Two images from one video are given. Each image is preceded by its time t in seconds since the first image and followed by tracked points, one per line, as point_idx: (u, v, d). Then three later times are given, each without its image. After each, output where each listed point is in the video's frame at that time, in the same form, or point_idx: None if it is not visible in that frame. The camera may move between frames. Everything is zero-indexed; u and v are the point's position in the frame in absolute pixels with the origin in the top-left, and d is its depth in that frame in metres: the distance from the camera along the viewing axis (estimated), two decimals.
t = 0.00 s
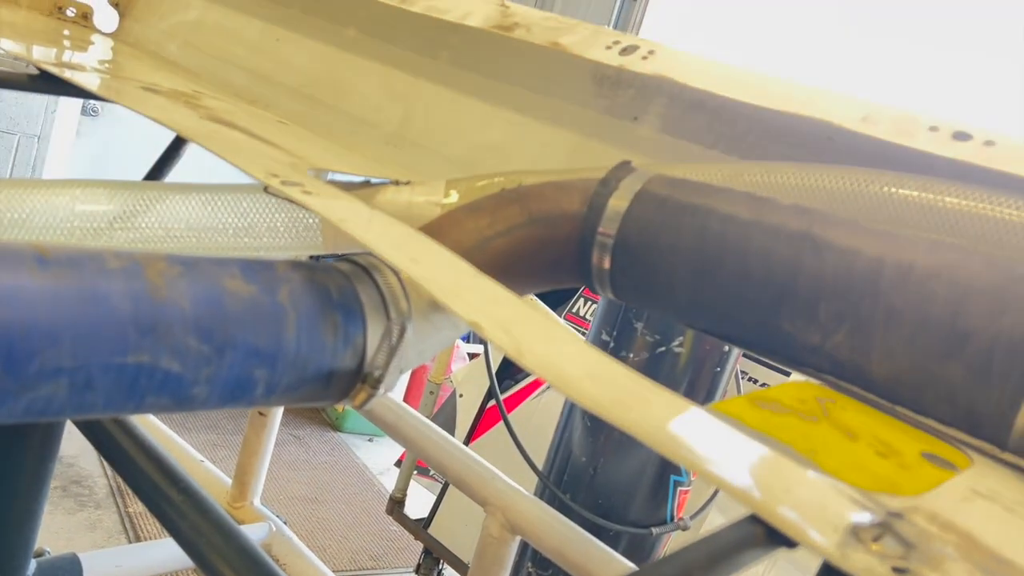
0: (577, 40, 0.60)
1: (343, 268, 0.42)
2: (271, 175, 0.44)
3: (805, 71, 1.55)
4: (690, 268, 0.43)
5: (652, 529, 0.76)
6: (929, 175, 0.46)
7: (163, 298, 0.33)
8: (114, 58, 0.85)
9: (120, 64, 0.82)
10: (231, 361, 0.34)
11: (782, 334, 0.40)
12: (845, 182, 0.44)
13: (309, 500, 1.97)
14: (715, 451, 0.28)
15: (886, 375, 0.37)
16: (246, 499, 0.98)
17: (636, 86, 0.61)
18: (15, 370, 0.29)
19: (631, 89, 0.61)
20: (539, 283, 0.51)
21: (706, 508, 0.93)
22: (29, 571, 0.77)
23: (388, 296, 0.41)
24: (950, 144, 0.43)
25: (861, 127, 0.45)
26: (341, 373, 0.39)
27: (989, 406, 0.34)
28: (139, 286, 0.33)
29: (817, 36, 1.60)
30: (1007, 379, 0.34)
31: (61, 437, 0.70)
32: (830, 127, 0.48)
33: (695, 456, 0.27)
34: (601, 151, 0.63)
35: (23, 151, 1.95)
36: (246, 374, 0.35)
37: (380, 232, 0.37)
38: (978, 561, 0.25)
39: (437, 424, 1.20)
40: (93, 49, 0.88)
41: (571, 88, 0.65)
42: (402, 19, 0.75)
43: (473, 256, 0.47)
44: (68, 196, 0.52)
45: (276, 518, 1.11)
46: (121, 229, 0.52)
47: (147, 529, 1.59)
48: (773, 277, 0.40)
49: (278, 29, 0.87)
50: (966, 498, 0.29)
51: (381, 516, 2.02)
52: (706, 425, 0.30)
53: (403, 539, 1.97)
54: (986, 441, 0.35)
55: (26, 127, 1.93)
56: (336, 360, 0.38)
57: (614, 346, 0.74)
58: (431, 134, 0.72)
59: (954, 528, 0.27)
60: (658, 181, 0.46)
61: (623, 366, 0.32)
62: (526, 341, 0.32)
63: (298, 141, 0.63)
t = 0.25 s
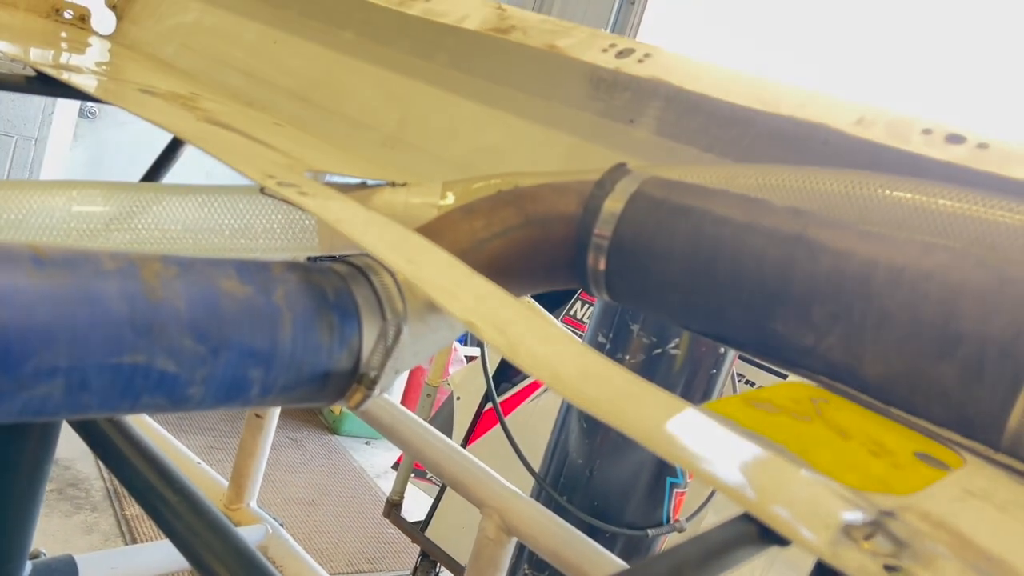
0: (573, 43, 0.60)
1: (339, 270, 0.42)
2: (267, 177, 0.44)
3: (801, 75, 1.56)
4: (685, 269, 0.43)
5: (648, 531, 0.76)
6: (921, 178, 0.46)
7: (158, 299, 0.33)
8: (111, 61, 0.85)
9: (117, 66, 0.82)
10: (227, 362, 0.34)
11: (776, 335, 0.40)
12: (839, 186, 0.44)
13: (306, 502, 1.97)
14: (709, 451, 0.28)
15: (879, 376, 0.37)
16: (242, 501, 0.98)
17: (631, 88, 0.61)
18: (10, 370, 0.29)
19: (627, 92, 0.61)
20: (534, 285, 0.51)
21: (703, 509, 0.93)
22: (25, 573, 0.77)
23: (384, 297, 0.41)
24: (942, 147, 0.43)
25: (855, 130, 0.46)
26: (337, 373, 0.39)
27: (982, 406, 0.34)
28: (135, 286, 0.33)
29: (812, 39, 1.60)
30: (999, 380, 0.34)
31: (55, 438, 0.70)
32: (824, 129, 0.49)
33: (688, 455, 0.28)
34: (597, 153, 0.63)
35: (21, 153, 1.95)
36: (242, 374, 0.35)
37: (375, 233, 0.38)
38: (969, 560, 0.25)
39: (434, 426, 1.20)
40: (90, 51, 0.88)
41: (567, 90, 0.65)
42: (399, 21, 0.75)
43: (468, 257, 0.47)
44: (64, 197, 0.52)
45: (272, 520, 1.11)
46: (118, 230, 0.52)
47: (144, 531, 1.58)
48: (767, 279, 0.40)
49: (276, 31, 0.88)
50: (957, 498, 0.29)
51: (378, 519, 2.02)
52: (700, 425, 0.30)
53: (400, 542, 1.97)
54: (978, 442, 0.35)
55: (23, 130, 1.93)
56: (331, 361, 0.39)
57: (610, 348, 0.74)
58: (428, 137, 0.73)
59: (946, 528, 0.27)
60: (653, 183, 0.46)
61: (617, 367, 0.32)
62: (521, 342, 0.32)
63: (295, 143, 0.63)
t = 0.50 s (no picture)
0: (570, 47, 0.60)
1: (336, 273, 0.42)
2: (264, 181, 0.44)
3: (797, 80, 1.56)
4: (682, 273, 0.43)
5: (645, 534, 0.76)
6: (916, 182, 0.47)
7: (156, 302, 0.33)
8: (109, 64, 0.85)
9: (115, 70, 0.82)
10: (224, 365, 0.35)
11: (772, 338, 0.41)
12: (834, 188, 0.45)
13: (303, 506, 1.97)
14: (704, 454, 0.28)
15: (874, 380, 0.37)
16: (239, 504, 0.98)
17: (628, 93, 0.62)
18: (8, 374, 0.29)
19: (623, 96, 0.61)
20: (530, 289, 0.51)
21: (699, 512, 0.93)
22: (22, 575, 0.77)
23: (381, 300, 0.42)
24: (937, 152, 0.44)
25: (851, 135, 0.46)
26: (334, 377, 0.39)
27: (975, 409, 0.34)
28: (132, 290, 0.33)
29: (808, 45, 1.60)
30: (992, 384, 0.34)
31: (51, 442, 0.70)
32: (819, 134, 0.49)
33: (683, 459, 0.28)
34: (593, 157, 0.63)
35: (18, 156, 1.95)
36: (239, 377, 0.35)
37: (372, 238, 0.38)
38: (962, 562, 0.25)
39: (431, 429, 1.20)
40: (88, 54, 0.89)
41: (564, 94, 0.65)
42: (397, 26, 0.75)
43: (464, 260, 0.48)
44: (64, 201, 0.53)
45: (269, 524, 1.11)
46: (115, 233, 0.53)
47: (140, 534, 1.58)
48: (762, 283, 0.40)
49: (273, 35, 0.88)
50: (951, 501, 0.29)
51: (375, 522, 2.02)
52: (696, 429, 0.30)
53: (397, 545, 1.97)
54: (972, 445, 0.35)
55: (20, 133, 1.92)
56: (329, 364, 0.39)
57: (606, 351, 0.75)
58: (425, 140, 0.73)
59: (939, 531, 0.27)
60: (649, 188, 0.46)
61: (613, 371, 0.32)
62: (517, 345, 0.32)
63: (292, 146, 0.63)
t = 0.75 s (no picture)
0: (569, 49, 0.60)
1: (336, 274, 0.42)
2: (263, 181, 0.44)
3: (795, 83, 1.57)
4: (681, 273, 0.43)
5: (643, 536, 0.76)
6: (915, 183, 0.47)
7: (156, 302, 0.33)
8: (107, 65, 0.85)
9: (113, 71, 0.82)
10: (224, 365, 0.34)
11: (771, 339, 0.41)
12: (832, 191, 0.45)
13: (301, 509, 1.96)
14: (704, 454, 0.28)
15: (874, 380, 0.37)
16: (237, 507, 0.98)
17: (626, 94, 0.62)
18: (7, 374, 0.29)
19: (622, 98, 0.61)
20: (530, 290, 0.51)
21: (698, 514, 0.93)
22: None
23: (380, 301, 0.41)
24: (936, 153, 0.44)
25: (849, 136, 0.46)
26: (334, 377, 0.39)
27: (975, 409, 0.34)
28: (132, 291, 0.33)
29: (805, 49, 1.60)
30: (992, 384, 0.34)
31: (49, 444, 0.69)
32: (818, 136, 0.49)
33: (683, 458, 0.28)
34: (592, 159, 0.63)
35: (14, 158, 1.94)
36: (238, 378, 0.35)
37: (372, 238, 0.38)
38: (963, 562, 0.25)
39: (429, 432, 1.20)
40: (86, 55, 0.88)
41: (563, 96, 0.65)
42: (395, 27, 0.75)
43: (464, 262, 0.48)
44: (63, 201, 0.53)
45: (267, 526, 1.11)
46: (113, 234, 0.53)
47: (137, 537, 1.58)
48: (762, 284, 0.40)
49: (271, 37, 0.88)
50: (951, 500, 0.29)
51: (372, 525, 2.01)
52: (696, 429, 0.30)
53: (394, 548, 1.96)
54: (972, 445, 0.35)
55: (17, 134, 1.92)
56: (328, 365, 0.39)
57: (605, 353, 0.74)
58: (424, 142, 0.73)
59: (940, 530, 0.27)
60: (648, 189, 0.46)
61: (613, 371, 0.32)
62: (518, 345, 0.32)
63: (291, 148, 0.63)
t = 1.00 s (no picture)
0: (566, 52, 0.61)
1: (333, 276, 0.42)
2: (261, 184, 0.44)
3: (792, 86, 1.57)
4: (677, 276, 0.43)
5: (640, 539, 0.76)
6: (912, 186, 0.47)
7: (153, 305, 0.33)
8: (105, 68, 0.85)
9: (111, 74, 0.82)
10: (221, 368, 0.34)
11: (768, 342, 0.41)
12: (831, 194, 0.45)
13: (298, 512, 1.96)
14: (701, 457, 0.28)
15: (870, 383, 0.37)
16: (234, 509, 0.97)
17: (623, 98, 0.62)
18: (3, 377, 0.29)
19: (620, 101, 0.62)
20: (527, 293, 0.51)
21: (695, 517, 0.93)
22: None
23: (378, 304, 0.42)
24: (931, 157, 0.44)
25: (846, 140, 0.46)
26: (331, 381, 0.39)
27: (971, 413, 0.35)
28: (129, 294, 0.33)
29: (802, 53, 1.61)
30: (988, 387, 0.34)
31: (46, 448, 0.69)
32: (814, 139, 0.49)
33: (680, 461, 0.28)
34: (589, 162, 0.63)
35: (12, 161, 1.94)
36: (235, 381, 0.35)
37: (370, 241, 0.38)
38: (958, 564, 0.26)
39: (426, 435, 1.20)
40: (83, 58, 0.88)
41: (560, 99, 0.65)
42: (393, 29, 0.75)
43: (462, 263, 0.48)
44: (58, 205, 0.52)
45: (264, 529, 1.10)
46: (110, 237, 0.52)
47: (134, 540, 1.57)
48: (758, 287, 0.41)
49: (269, 39, 0.88)
50: (947, 504, 0.29)
51: (369, 528, 2.01)
52: (693, 432, 0.30)
53: (392, 551, 1.96)
54: (967, 448, 0.35)
55: (14, 137, 1.92)
56: (326, 368, 0.39)
57: (603, 356, 0.75)
58: (422, 145, 0.73)
59: (935, 533, 0.27)
60: (645, 192, 0.46)
61: (611, 374, 0.32)
62: (515, 349, 0.32)
63: (289, 151, 0.63)
